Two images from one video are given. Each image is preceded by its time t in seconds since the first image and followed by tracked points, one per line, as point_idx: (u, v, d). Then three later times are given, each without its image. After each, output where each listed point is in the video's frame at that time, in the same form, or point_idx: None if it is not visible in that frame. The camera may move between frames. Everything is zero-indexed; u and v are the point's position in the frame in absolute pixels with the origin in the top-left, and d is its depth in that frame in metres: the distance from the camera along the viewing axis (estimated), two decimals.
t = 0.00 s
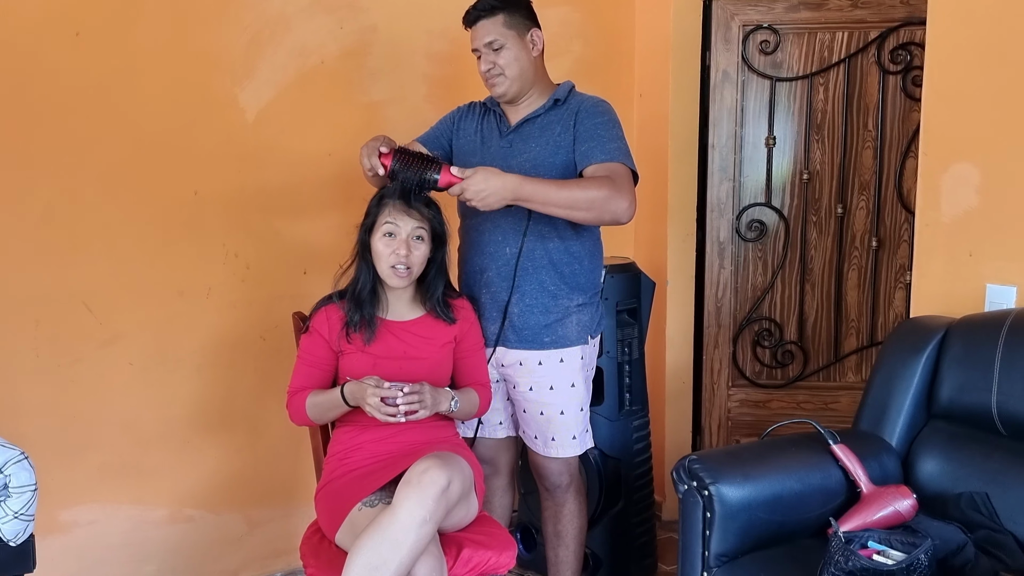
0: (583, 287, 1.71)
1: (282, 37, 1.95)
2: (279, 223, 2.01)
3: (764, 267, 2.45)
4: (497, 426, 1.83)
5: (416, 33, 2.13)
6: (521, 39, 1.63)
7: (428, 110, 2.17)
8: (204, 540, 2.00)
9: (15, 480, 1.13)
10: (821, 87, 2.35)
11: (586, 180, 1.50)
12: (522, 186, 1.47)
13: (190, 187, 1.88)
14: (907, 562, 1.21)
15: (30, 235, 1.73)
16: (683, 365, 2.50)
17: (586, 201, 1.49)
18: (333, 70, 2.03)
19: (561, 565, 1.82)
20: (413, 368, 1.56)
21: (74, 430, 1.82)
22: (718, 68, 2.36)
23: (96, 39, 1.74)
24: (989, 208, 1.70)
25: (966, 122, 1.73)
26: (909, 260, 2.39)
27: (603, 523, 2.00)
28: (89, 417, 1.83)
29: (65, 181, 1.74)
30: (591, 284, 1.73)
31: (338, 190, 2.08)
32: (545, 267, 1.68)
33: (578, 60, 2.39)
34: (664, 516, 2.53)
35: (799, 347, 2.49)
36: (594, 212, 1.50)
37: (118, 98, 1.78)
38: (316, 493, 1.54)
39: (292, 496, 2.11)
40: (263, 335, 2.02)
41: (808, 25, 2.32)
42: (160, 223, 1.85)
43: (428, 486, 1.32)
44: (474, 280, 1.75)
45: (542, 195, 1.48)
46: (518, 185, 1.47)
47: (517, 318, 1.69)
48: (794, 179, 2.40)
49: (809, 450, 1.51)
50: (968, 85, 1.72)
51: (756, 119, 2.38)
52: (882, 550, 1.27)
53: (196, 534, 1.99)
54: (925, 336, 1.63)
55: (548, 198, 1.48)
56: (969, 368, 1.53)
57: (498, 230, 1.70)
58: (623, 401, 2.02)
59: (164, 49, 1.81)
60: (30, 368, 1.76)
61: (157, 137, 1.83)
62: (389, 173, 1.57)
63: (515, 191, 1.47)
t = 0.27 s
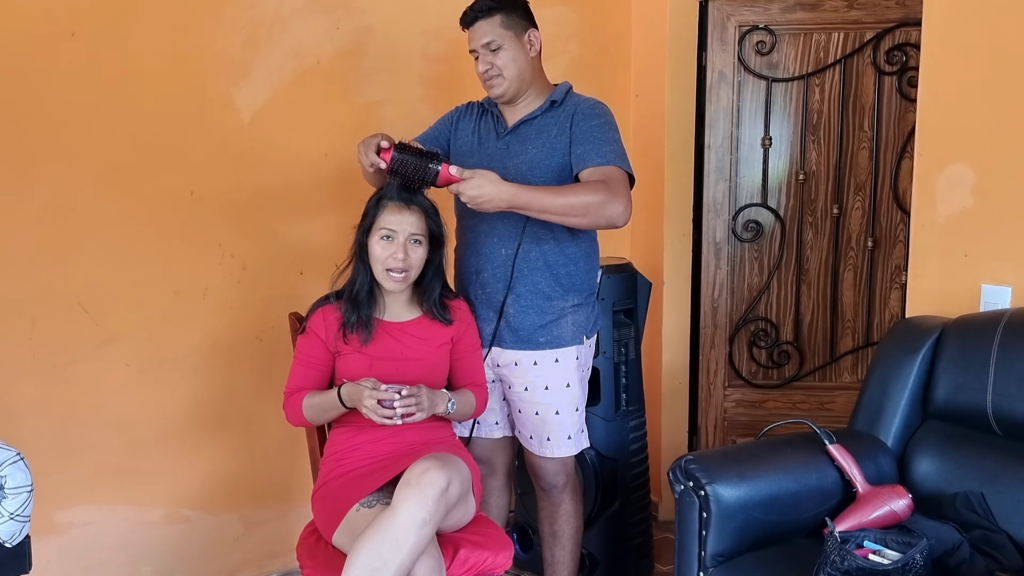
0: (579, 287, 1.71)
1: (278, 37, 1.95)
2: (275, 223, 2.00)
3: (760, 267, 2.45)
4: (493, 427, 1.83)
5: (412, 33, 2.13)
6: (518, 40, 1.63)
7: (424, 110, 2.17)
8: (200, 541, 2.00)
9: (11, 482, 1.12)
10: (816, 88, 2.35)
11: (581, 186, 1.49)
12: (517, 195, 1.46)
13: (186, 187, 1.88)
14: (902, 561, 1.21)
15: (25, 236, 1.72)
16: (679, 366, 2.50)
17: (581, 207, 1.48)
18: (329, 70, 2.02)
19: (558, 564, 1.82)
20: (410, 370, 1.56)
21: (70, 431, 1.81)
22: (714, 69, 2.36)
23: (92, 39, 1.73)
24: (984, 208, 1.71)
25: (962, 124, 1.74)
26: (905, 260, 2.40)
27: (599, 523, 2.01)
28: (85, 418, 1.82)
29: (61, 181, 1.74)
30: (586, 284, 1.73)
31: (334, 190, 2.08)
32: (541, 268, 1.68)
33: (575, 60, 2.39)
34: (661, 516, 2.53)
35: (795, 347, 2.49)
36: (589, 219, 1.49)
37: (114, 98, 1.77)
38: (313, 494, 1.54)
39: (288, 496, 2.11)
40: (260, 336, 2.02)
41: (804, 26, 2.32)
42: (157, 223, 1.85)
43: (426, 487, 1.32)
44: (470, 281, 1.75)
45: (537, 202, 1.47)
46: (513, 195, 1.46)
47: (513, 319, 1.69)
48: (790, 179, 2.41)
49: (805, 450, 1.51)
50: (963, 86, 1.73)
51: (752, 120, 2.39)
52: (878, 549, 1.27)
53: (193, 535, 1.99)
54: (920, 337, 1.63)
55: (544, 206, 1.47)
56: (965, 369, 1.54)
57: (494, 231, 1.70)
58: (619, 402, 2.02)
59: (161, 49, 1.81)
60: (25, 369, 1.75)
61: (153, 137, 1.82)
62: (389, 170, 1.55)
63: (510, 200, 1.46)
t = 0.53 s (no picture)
0: (579, 288, 1.71)
1: (277, 37, 1.95)
2: (274, 224, 2.00)
3: (759, 267, 2.45)
4: (493, 427, 1.84)
5: (411, 33, 2.13)
6: (523, 39, 1.63)
7: (423, 110, 2.17)
8: (200, 542, 2.00)
9: (10, 483, 1.13)
10: (815, 88, 2.35)
11: (587, 188, 1.48)
12: (524, 197, 1.45)
13: (185, 188, 1.88)
14: (902, 561, 1.22)
15: (24, 237, 1.72)
16: (679, 366, 2.51)
17: (587, 209, 1.48)
18: (328, 71, 2.02)
19: (557, 565, 1.82)
20: (409, 371, 1.56)
21: (69, 431, 1.81)
22: (713, 69, 2.37)
23: (91, 40, 1.73)
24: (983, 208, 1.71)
25: (960, 123, 1.74)
26: (904, 260, 2.40)
27: (599, 523, 2.01)
28: (85, 419, 1.83)
29: (60, 182, 1.74)
30: (587, 285, 1.73)
31: (334, 190, 2.08)
32: (542, 268, 1.68)
33: (574, 60, 2.39)
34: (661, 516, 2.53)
35: (795, 347, 2.49)
36: (594, 221, 1.50)
37: (113, 99, 1.77)
38: (312, 494, 1.54)
39: (288, 496, 2.11)
40: (259, 336, 2.02)
41: (802, 26, 2.32)
42: (156, 224, 1.85)
43: (427, 488, 1.32)
44: (471, 280, 1.75)
45: (543, 204, 1.46)
46: (520, 196, 1.44)
47: (513, 319, 1.69)
48: (789, 179, 2.41)
49: (805, 450, 1.51)
50: (962, 86, 1.73)
51: (751, 120, 2.39)
52: (877, 549, 1.27)
53: (193, 535, 1.99)
54: (919, 337, 1.64)
55: (550, 207, 1.46)
56: (964, 368, 1.54)
57: (495, 231, 1.70)
58: (618, 401, 2.02)
59: (160, 50, 1.81)
60: (25, 370, 1.75)
61: (152, 138, 1.82)
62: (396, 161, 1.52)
63: (516, 201, 1.45)
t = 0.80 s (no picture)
0: (585, 288, 1.71)
1: (277, 37, 1.94)
2: (275, 224, 2.00)
3: (759, 267, 2.45)
4: (495, 426, 1.83)
5: (411, 33, 2.13)
6: (532, 38, 1.63)
7: (423, 110, 2.17)
8: (200, 542, 1.99)
9: (10, 482, 1.13)
10: (816, 88, 2.35)
11: (594, 180, 1.48)
12: (529, 182, 1.45)
13: (185, 188, 1.87)
14: (903, 561, 1.21)
15: (24, 237, 1.72)
16: (679, 365, 2.50)
17: (592, 200, 1.48)
18: (328, 70, 2.02)
19: (558, 565, 1.81)
20: (409, 372, 1.56)
21: (69, 431, 1.81)
22: (713, 68, 2.36)
23: (91, 40, 1.73)
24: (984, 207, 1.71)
25: (962, 123, 1.74)
26: (904, 260, 2.40)
27: (600, 523, 2.00)
28: (85, 419, 1.82)
29: (60, 182, 1.74)
30: (592, 286, 1.73)
31: (334, 190, 2.07)
32: (548, 268, 1.67)
33: (574, 60, 2.39)
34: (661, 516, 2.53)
35: (795, 347, 2.49)
36: (599, 214, 1.49)
37: (113, 99, 1.77)
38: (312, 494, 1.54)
39: (288, 496, 2.11)
40: (259, 336, 2.02)
41: (803, 25, 2.32)
42: (156, 224, 1.85)
43: (428, 488, 1.32)
44: (476, 279, 1.75)
45: (548, 193, 1.46)
46: (525, 182, 1.45)
47: (519, 318, 1.69)
48: (790, 179, 2.40)
49: (805, 450, 1.51)
50: (963, 85, 1.72)
51: (752, 119, 2.39)
52: (878, 549, 1.27)
53: (193, 536, 1.98)
54: (920, 336, 1.63)
55: (554, 196, 1.46)
56: (965, 367, 1.53)
57: (500, 230, 1.70)
58: (619, 401, 2.02)
59: (159, 49, 1.80)
60: (25, 370, 1.75)
61: (151, 137, 1.82)
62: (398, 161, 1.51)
63: (522, 186, 1.45)
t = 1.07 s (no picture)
0: (594, 289, 1.70)
1: (276, 36, 1.94)
2: (273, 223, 2.00)
3: (759, 267, 2.45)
4: (503, 426, 1.83)
5: (410, 32, 2.12)
6: (539, 35, 1.63)
7: (422, 109, 2.17)
8: (199, 542, 1.99)
9: (9, 482, 1.13)
10: (816, 87, 2.35)
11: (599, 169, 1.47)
12: (533, 170, 1.44)
13: (184, 187, 1.87)
14: (904, 561, 1.21)
15: (22, 236, 1.71)
16: (679, 365, 2.50)
17: (598, 189, 1.45)
18: (327, 70, 2.02)
19: (561, 565, 1.81)
20: (407, 372, 1.55)
21: (67, 431, 1.80)
22: (713, 67, 2.36)
23: (89, 39, 1.73)
24: (984, 206, 1.70)
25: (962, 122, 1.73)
26: (905, 260, 2.39)
27: (601, 522, 2.00)
28: (83, 419, 1.82)
29: (58, 181, 1.73)
30: (603, 286, 1.71)
31: (333, 189, 2.07)
32: (556, 268, 1.66)
33: (573, 59, 2.38)
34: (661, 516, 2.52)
35: (795, 347, 2.48)
36: (605, 204, 1.46)
37: (111, 98, 1.76)
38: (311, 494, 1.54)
39: (287, 496, 2.10)
40: (258, 336, 2.01)
41: (803, 24, 2.32)
42: (154, 223, 1.84)
43: (427, 487, 1.31)
44: (485, 280, 1.75)
45: (552, 182, 1.45)
46: (528, 170, 1.44)
47: (527, 320, 1.68)
48: (790, 178, 2.40)
49: (804, 450, 1.50)
50: (963, 83, 1.72)
51: (752, 118, 2.38)
52: (879, 549, 1.27)
53: (192, 535, 1.98)
54: (921, 335, 1.63)
55: (559, 184, 1.45)
56: (967, 366, 1.53)
57: (508, 230, 1.70)
58: (618, 401, 2.02)
59: (158, 48, 1.80)
60: (23, 369, 1.74)
61: (150, 136, 1.82)
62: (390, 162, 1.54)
63: (525, 175, 1.44)
